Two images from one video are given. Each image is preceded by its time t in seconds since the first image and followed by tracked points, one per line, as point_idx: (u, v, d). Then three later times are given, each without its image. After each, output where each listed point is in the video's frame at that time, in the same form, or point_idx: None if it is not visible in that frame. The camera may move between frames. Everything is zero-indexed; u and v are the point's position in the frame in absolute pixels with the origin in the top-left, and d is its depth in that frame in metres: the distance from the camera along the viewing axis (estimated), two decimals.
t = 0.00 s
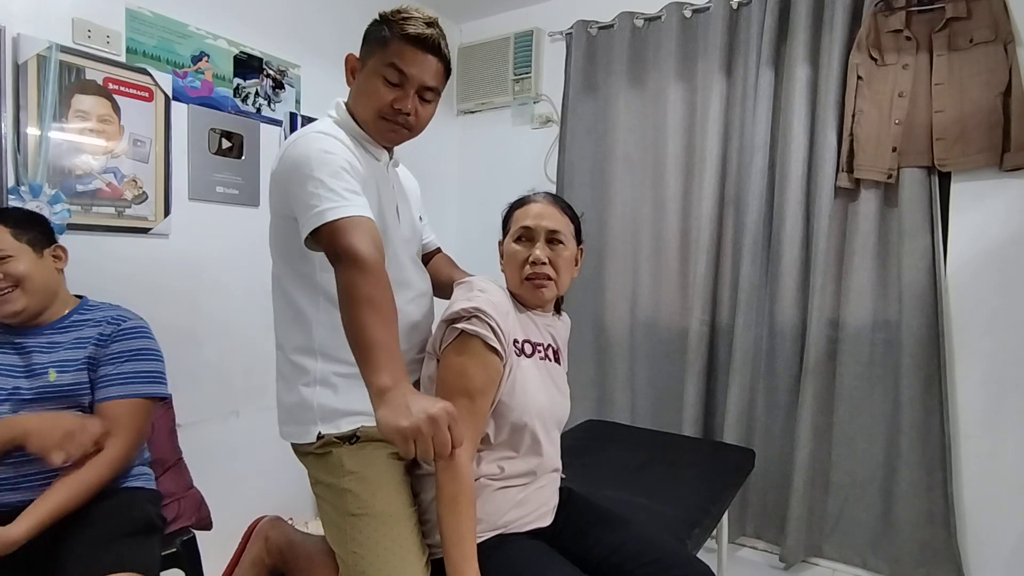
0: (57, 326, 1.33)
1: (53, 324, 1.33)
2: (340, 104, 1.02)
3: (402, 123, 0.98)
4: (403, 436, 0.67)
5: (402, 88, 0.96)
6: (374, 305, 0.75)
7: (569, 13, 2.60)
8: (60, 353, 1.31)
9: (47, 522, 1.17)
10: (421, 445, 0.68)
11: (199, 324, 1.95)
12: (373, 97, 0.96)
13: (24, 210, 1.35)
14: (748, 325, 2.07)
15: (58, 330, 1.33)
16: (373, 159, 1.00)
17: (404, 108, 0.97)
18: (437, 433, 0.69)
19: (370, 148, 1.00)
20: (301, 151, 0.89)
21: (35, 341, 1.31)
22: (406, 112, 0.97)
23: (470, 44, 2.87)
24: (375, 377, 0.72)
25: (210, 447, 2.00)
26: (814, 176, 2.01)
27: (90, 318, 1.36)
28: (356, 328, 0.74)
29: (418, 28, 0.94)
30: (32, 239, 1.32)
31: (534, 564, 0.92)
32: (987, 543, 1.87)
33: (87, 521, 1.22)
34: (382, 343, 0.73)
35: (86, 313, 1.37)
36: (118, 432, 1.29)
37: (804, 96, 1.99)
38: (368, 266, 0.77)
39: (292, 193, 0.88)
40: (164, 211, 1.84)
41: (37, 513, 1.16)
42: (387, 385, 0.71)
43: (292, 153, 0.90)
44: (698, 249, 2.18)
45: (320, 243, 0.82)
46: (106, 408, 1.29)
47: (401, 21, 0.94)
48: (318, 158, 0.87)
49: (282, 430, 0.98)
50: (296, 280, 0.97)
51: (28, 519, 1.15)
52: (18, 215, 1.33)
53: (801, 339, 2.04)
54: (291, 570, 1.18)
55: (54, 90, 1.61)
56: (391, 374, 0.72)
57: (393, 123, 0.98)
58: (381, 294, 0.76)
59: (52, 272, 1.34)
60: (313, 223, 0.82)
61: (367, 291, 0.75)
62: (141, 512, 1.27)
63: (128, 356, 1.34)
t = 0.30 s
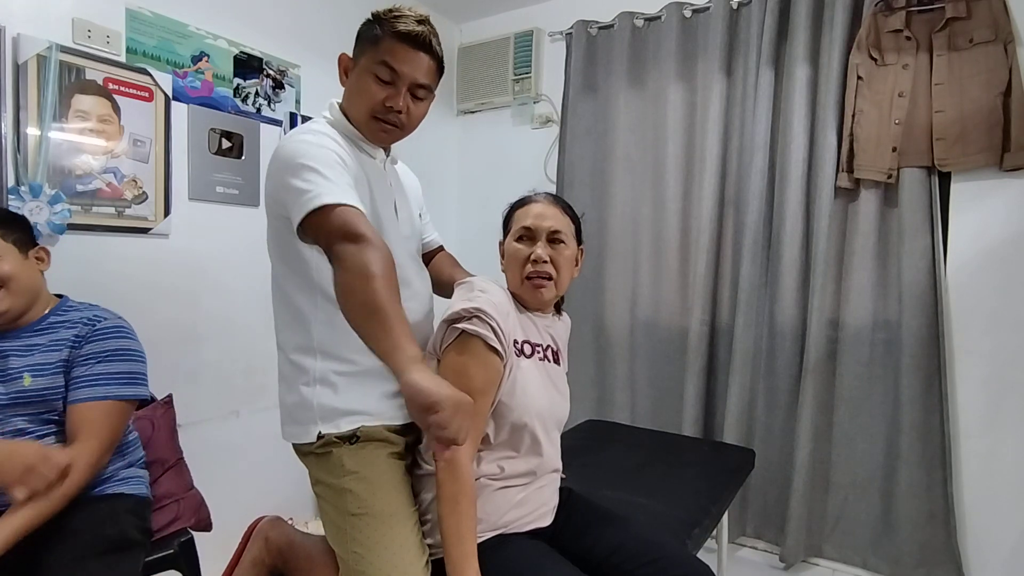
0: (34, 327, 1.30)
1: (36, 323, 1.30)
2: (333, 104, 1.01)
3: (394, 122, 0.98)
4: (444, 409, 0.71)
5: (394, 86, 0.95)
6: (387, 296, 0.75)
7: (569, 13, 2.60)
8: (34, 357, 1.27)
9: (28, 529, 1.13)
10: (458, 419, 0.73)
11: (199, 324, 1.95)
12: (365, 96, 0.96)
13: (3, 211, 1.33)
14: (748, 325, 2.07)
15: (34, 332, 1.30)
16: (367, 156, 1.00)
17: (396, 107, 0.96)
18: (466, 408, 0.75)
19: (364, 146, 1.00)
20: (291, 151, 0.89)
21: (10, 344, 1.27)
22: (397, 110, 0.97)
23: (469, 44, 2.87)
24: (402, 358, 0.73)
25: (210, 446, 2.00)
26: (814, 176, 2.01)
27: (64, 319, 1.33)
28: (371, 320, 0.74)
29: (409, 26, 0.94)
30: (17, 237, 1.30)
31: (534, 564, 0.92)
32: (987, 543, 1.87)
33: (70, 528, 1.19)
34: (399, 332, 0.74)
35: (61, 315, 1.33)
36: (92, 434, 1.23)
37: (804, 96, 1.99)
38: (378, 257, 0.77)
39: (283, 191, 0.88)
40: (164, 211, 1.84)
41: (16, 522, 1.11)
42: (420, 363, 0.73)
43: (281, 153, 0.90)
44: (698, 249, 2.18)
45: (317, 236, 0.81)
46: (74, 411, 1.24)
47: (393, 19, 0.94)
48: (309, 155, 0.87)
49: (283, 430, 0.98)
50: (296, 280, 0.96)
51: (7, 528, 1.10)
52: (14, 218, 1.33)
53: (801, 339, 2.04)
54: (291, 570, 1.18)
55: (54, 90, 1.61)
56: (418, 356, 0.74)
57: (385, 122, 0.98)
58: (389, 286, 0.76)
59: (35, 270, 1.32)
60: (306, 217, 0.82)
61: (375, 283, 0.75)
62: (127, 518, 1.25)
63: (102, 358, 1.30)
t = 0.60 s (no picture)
0: (22, 326, 1.29)
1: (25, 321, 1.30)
2: (332, 103, 1.01)
3: (395, 123, 0.98)
4: (448, 425, 0.72)
5: (396, 87, 0.95)
6: (393, 304, 0.75)
7: (569, 13, 2.60)
8: (23, 358, 1.26)
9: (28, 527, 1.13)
10: (463, 437, 0.74)
11: (199, 324, 1.95)
12: (367, 97, 0.96)
13: None
14: (748, 325, 2.07)
15: (22, 331, 1.29)
16: (367, 156, 1.00)
17: (398, 108, 0.96)
18: (474, 426, 0.76)
19: (365, 145, 1.00)
20: (288, 153, 0.89)
21: None
22: (400, 111, 0.97)
23: (469, 44, 2.87)
24: (411, 369, 0.73)
25: (210, 446, 2.00)
26: (814, 176, 2.01)
27: (52, 318, 1.32)
28: (375, 327, 0.74)
29: (410, 27, 0.94)
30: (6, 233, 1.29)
31: (534, 563, 0.92)
32: (987, 543, 1.87)
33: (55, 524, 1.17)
34: (408, 344, 0.74)
35: (49, 314, 1.32)
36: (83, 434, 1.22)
37: (804, 96, 1.99)
38: (381, 265, 0.77)
39: (281, 194, 0.87)
40: (164, 211, 1.84)
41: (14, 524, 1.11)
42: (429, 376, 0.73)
43: (278, 154, 0.90)
44: (698, 249, 2.18)
45: (316, 241, 0.81)
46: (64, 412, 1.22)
47: (393, 20, 0.94)
48: (306, 158, 0.87)
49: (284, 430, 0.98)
50: (295, 280, 0.96)
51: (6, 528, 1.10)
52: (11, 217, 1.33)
53: (801, 339, 2.04)
54: (291, 570, 1.18)
55: (54, 90, 1.61)
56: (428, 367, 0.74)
57: (387, 123, 0.98)
58: (394, 295, 0.76)
59: (23, 267, 1.31)
60: (302, 221, 0.81)
61: (378, 289, 0.75)
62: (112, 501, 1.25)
63: (92, 357, 1.29)
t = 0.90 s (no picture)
0: (32, 331, 1.27)
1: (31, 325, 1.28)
2: (330, 106, 1.01)
3: (392, 124, 0.98)
4: (446, 434, 0.72)
5: (391, 88, 0.95)
6: (397, 313, 0.75)
7: (569, 13, 2.60)
8: (39, 363, 1.26)
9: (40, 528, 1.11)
10: (462, 447, 0.73)
11: (199, 324, 1.95)
12: (362, 99, 0.96)
13: None
14: (748, 325, 2.07)
15: (34, 335, 1.27)
16: (366, 156, 1.00)
17: (394, 109, 0.96)
18: (474, 437, 0.75)
19: (362, 148, 1.00)
20: (287, 158, 0.89)
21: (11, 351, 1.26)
22: (396, 112, 0.96)
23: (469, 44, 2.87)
24: (414, 378, 0.74)
25: (210, 446, 2.00)
26: (814, 176, 2.01)
27: (64, 322, 1.29)
28: (379, 334, 0.75)
29: (402, 27, 0.93)
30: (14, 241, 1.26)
31: (533, 563, 0.92)
32: (987, 542, 1.87)
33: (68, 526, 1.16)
34: (411, 353, 0.74)
35: (65, 316, 1.30)
36: (103, 444, 1.22)
37: (804, 96, 1.99)
38: (385, 274, 0.77)
39: (282, 200, 0.88)
40: (164, 211, 1.84)
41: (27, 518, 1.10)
42: (432, 386, 0.74)
43: (277, 159, 0.90)
44: (698, 249, 2.18)
45: (318, 247, 0.81)
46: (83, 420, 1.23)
47: (386, 21, 0.93)
48: (305, 163, 0.87)
49: (287, 428, 0.99)
50: (294, 280, 0.97)
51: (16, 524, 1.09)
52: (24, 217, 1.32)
53: (801, 339, 2.04)
54: (291, 570, 1.18)
55: (54, 90, 1.61)
56: (432, 377, 0.75)
57: (383, 124, 0.97)
58: (398, 304, 0.76)
59: (33, 276, 1.28)
60: (305, 226, 0.82)
61: (382, 297, 0.75)
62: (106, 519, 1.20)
63: (108, 361, 1.28)
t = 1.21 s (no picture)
0: (57, 343, 1.19)
1: (54, 340, 1.19)
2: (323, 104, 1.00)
3: (388, 115, 0.97)
4: (456, 426, 0.72)
5: (385, 79, 0.95)
6: (398, 308, 0.75)
7: (569, 13, 2.60)
8: (63, 372, 1.17)
9: (86, 517, 1.10)
10: (471, 436, 0.74)
11: (199, 324, 1.95)
12: (356, 93, 0.95)
13: (25, 215, 1.18)
14: (748, 325, 2.07)
15: (58, 345, 1.19)
16: (356, 151, 0.99)
17: (389, 100, 0.95)
18: (482, 427, 0.76)
19: (356, 144, 0.99)
20: (282, 155, 0.88)
21: (33, 360, 1.17)
22: (391, 103, 0.96)
23: (469, 44, 2.87)
24: (420, 372, 0.74)
25: (210, 446, 1.99)
26: (813, 176, 2.01)
27: (90, 330, 1.21)
28: (381, 332, 0.74)
29: (393, 18, 0.94)
30: (45, 269, 1.16)
31: (533, 564, 0.92)
32: (987, 542, 1.87)
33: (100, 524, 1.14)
34: (415, 347, 0.75)
35: (89, 323, 1.22)
36: (148, 444, 1.20)
37: (804, 96, 1.99)
38: (384, 271, 0.77)
39: (277, 197, 0.87)
40: (164, 211, 1.84)
41: (76, 503, 1.10)
42: (438, 379, 0.75)
43: (271, 157, 0.90)
44: (698, 249, 2.18)
45: (315, 246, 0.80)
46: (121, 428, 1.18)
47: (376, 14, 0.94)
48: (300, 160, 0.87)
49: (285, 427, 0.99)
50: (292, 281, 0.96)
51: (67, 509, 1.09)
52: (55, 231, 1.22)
53: (801, 339, 2.04)
54: (291, 570, 1.18)
55: (54, 90, 1.61)
56: (438, 370, 0.76)
57: (379, 116, 0.97)
58: (398, 297, 0.76)
59: (62, 299, 1.20)
60: (302, 221, 0.81)
61: (383, 293, 0.75)
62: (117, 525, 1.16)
63: (140, 371, 1.21)
